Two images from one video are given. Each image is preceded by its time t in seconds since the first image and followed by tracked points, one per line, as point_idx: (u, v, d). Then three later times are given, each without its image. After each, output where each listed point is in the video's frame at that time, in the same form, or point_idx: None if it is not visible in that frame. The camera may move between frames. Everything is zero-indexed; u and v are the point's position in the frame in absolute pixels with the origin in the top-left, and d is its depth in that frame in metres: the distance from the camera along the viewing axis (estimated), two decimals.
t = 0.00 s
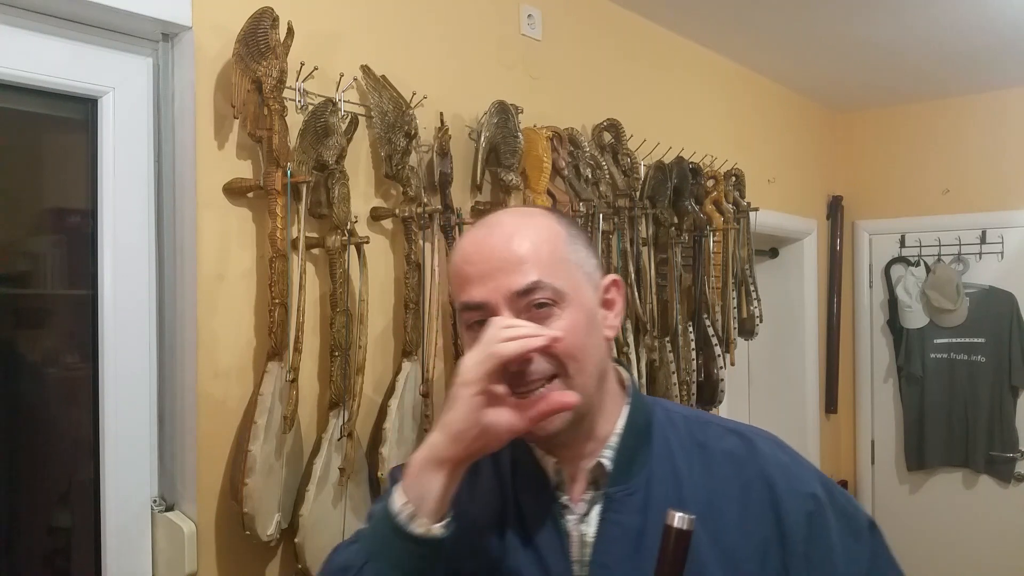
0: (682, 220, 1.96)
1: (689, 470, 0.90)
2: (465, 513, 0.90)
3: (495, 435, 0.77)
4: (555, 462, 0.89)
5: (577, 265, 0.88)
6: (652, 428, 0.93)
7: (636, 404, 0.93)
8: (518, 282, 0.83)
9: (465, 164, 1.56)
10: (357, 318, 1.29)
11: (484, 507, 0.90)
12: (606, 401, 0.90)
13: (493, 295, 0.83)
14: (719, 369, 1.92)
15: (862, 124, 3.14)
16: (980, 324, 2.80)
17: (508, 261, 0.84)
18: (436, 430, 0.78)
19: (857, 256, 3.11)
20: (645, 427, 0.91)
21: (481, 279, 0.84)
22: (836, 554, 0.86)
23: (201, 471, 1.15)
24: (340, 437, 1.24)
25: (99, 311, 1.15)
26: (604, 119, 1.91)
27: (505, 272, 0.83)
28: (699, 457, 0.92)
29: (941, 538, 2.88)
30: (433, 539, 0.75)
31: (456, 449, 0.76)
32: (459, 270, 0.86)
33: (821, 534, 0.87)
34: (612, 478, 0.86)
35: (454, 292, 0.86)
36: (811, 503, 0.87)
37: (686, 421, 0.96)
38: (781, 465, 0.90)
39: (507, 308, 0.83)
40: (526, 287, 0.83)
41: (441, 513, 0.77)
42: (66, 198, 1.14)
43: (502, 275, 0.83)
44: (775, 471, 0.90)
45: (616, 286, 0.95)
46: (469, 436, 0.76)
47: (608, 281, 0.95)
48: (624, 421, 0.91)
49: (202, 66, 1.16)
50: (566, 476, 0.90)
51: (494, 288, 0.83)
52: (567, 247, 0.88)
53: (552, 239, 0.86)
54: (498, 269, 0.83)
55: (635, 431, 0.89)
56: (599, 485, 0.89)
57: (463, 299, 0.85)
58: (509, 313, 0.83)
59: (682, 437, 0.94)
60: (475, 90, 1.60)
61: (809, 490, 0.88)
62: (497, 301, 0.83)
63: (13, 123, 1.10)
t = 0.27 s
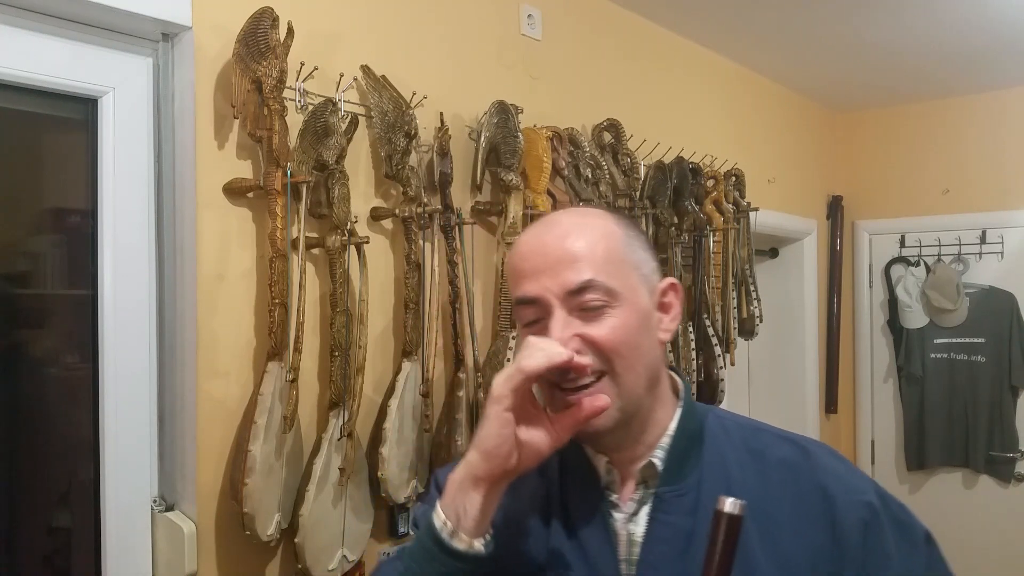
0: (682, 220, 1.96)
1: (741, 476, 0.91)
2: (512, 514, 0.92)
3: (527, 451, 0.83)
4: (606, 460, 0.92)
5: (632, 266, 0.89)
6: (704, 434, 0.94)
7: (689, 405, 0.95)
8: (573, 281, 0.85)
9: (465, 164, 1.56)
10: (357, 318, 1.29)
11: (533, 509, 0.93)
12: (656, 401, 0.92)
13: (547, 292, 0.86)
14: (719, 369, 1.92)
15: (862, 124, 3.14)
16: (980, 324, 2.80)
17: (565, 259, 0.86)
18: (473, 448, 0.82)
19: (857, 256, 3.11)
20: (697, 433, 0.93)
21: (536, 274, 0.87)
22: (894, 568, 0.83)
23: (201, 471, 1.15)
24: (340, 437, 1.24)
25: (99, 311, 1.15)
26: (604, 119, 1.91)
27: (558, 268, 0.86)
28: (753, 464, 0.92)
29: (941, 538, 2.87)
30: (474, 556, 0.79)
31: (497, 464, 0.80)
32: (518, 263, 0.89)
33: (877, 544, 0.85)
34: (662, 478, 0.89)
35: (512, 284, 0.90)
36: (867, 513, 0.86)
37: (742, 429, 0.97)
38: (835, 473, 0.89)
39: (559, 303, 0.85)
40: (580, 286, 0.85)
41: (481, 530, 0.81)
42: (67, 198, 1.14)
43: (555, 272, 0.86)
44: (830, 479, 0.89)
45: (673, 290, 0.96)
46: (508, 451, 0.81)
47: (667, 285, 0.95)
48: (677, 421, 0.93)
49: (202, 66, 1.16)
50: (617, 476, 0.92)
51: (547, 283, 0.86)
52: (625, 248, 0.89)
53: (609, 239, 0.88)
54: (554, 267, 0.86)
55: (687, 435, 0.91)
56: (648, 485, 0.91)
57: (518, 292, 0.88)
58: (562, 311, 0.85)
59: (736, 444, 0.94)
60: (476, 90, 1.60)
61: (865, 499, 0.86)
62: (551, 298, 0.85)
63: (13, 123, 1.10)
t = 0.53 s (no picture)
0: (682, 220, 1.96)
1: (772, 478, 0.91)
2: (535, 525, 0.96)
3: (493, 435, 0.97)
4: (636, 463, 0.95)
5: (680, 266, 0.92)
6: (735, 436, 0.94)
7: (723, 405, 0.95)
8: (624, 274, 0.88)
9: (465, 164, 1.56)
10: (357, 318, 1.29)
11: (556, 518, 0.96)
12: (695, 400, 0.94)
13: (598, 285, 0.88)
14: (719, 369, 1.91)
15: (862, 124, 3.14)
16: (980, 324, 2.80)
17: (617, 253, 0.89)
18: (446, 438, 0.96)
19: (857, 256, 3.11)
20: (727, 435, 0.93)
21: (588, 266, 0.89)
22: (930, 568, 0.83)
23: (200, 472, 1.15)
24: (339, 437, 1.24)
25: (98, 311, 1.15)
26: (604, 119, 1.91)
27: (611, 262, 0.89)
28: (783, 465, 0.92)
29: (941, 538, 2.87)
30: (447, 533, 0.88)
31: (469, 442, 0.94)
32: (567, 256, 0.92)
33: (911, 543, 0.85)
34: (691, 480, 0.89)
35: (559, 277, 0.92)
36: (901, 513, 0.86)
37: (772, 431, 0.97)
38: (868, 474, 0.89)
39: (611, 296, 0.88)
40: (632, 280, 0.88)
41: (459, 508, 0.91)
42: (67, 198, 1.14)
43: (608, 265, 0.89)
44: (863, 480, 0.88)
45: (713, 294, 1.00)
46: (477, 433, 0.95)
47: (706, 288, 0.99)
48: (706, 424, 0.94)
49: (202, 66, 1.16)
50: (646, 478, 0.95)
51: (600, 276, 0.89)
52: (674, 248, 0.93)
53: (658, 236, 0.91)
54: (607, 260, 0.89)
55: (718, 436, 0.91)
56: (677, 488, 0.92)
57: (568, 284, 0.91)
58: (612, 304, 0.88)
59: (767, 447, 0.94)
60: (476, 90, 1.60)
61: (899, 499, 0.86)
62: (602, 291, 0.88)
63: (12, 123, 1.10)
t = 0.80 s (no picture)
0: (682, 220, 1.96)
1: (775, 478, 0.92)
2: (539, 528, 0.98)
3: (486, 410, 1.01)
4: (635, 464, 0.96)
5: (691, 269, 0.93)
6: (738, 438, 0.95)
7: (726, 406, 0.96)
8: (638, 274, 0.88)
9: (465, 164, 1.56)
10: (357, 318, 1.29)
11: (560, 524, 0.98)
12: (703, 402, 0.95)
13: (612, 284, 0.89)
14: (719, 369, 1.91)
15: (862, 124, 3.14)
16: (980, 324, 2.80)
17: (631, 253, 0.89)
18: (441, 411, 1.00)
19: (857, 256, 3.11)
20: (731, 436, 0.94)
21: (602, 265, 0.90)
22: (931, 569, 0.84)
23: (200, 472, 1.15)
24: (339, 437, 1.24)
25: (98, 311, 1.15)
26: (604, 119, 1.91)
27: (625, 261, 0.89)
28: (786, 466, 0.93)
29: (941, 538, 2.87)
30: (429, 498, 0.90)
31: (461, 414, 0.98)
32: (580, 255, 0.92)
33: (912, 545, 0.85)
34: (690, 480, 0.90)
35: (572, 276, 0.92)
36: (903, 514, 0.86)
37: (775, 432, 0.98)
38: (870, 475, 0.90)
39: (624, 296, 0.88)
40: (646, 280, 0.88)
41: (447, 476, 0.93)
42: (67, 198, 1.14)
43: (622, 265, 0.89)
44: (865, 481, 0.89)
45: (720, 299, 1.01)
46: (470, 406, 0.99)
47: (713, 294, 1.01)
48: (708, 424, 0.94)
49: (202, 66, 1.16)
50: (645, 479, 0.96)
51: (613, 275, 0.89)
52: (686, 251, 0.93)
53: (671, 238, 0.92)
54: (620, 260, 0.89)
55: (720, 436, 0.92)
56: (679, 488, 0.93)
57: (580, 283, 0.91)
58: (625, 303, 0.88)
59: (770, 447, 0.95)
60: (476, 90, 1.60)
61: (902, 501, 0.87)
62: (615, 290, 0.89)
63: (12, 123, 1.10)
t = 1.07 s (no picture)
0: (682, 220, 1.96)
1: (755, 480, 0.92)
2: (524, 524, 0.99)
3: (472, 409, 1.01)
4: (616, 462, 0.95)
5: (669, 275, 0.93)
6: (721, 440, 0.96)
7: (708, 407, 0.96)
8: (615, 282, 0.88)
9: (465, 164, 1.56)
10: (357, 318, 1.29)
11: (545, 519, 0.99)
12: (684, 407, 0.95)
13: (589, 292, 0.89)
14: (719, 369, 1.91)
15: (863, 124, 3.14)
16: (980, 324, 2.80)
17: (608, 261, 0.89)
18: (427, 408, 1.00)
19: (857, 256, 3.11)
20: (714, 438, 0.94)
21: (579, 274, 0.90)
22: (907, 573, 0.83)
23: (200, 472, 1.15)
24: (339, 437, 1.24)
25: (98, 311, 1.15)
26: (604, 119, 1.91)
27: (603, 269, 0.89)
28: (767, 469, 0.93)
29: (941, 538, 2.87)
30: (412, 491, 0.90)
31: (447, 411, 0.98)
32: (558, 263, 0.92)
33: (889, 549, 0.84)
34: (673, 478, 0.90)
35: (550, 284, 0.92)
36: (880, 518, 0.85)
37: (760, 435, 0.98)
38: (851, 478, 0.89)
39: (602, 304, 0.89)
40: (623, 288, 0.88)
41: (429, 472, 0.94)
42: (67, 198, 1.14)
43: (599, 273, 0.89)
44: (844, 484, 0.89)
45: (699, 305, 1.02)
46: (456, 404, 1.00)
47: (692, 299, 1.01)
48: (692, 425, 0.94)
49: (202, 66, 1.16)
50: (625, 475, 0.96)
51: (591, 283, 0.89)
52: (663, 257, 0.93)
53: (649, 245, 0.92)
54: (598, 268, 0.89)
55: (702, 435, 0.93)
56: (660, 486, 0.93)
57: (558, 292, 0.91)
58: (603, 310, 0.89)
59: (753, 449, 0.96)
60: (476, 90, 1.60)
61: (880, 504, 0.86)
62: (593, 298, 0.89)
63: (12, 123, 1.10)
